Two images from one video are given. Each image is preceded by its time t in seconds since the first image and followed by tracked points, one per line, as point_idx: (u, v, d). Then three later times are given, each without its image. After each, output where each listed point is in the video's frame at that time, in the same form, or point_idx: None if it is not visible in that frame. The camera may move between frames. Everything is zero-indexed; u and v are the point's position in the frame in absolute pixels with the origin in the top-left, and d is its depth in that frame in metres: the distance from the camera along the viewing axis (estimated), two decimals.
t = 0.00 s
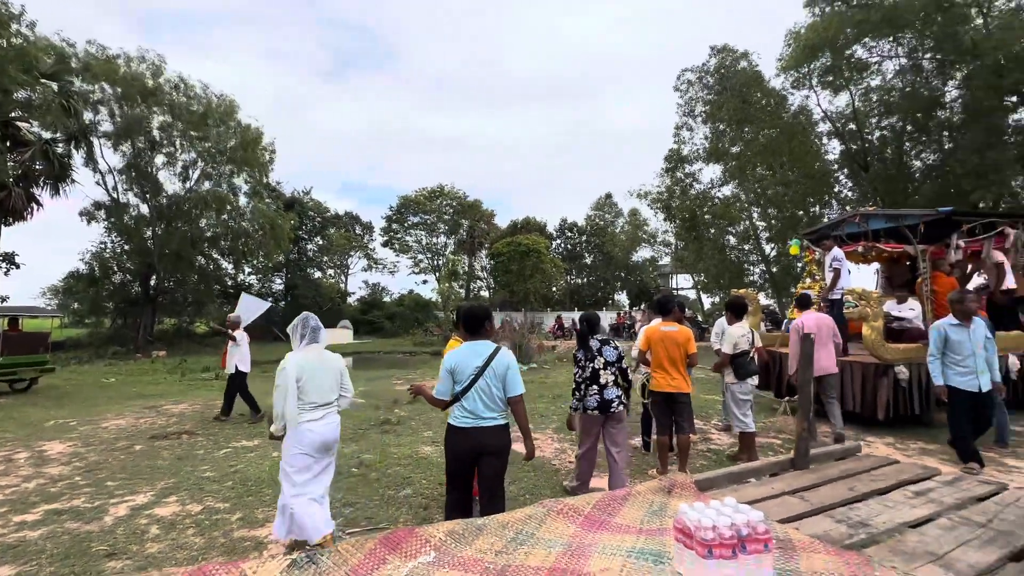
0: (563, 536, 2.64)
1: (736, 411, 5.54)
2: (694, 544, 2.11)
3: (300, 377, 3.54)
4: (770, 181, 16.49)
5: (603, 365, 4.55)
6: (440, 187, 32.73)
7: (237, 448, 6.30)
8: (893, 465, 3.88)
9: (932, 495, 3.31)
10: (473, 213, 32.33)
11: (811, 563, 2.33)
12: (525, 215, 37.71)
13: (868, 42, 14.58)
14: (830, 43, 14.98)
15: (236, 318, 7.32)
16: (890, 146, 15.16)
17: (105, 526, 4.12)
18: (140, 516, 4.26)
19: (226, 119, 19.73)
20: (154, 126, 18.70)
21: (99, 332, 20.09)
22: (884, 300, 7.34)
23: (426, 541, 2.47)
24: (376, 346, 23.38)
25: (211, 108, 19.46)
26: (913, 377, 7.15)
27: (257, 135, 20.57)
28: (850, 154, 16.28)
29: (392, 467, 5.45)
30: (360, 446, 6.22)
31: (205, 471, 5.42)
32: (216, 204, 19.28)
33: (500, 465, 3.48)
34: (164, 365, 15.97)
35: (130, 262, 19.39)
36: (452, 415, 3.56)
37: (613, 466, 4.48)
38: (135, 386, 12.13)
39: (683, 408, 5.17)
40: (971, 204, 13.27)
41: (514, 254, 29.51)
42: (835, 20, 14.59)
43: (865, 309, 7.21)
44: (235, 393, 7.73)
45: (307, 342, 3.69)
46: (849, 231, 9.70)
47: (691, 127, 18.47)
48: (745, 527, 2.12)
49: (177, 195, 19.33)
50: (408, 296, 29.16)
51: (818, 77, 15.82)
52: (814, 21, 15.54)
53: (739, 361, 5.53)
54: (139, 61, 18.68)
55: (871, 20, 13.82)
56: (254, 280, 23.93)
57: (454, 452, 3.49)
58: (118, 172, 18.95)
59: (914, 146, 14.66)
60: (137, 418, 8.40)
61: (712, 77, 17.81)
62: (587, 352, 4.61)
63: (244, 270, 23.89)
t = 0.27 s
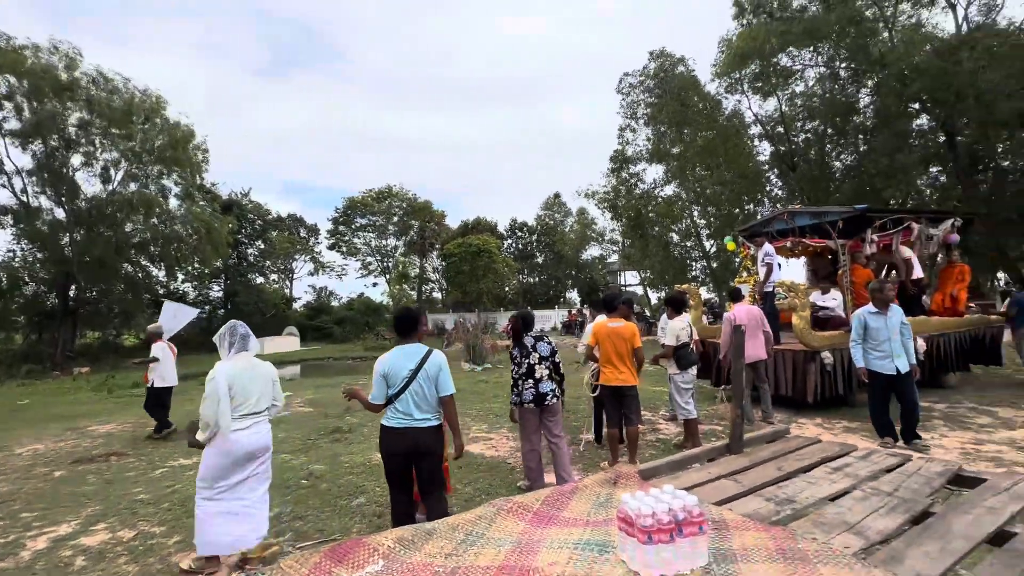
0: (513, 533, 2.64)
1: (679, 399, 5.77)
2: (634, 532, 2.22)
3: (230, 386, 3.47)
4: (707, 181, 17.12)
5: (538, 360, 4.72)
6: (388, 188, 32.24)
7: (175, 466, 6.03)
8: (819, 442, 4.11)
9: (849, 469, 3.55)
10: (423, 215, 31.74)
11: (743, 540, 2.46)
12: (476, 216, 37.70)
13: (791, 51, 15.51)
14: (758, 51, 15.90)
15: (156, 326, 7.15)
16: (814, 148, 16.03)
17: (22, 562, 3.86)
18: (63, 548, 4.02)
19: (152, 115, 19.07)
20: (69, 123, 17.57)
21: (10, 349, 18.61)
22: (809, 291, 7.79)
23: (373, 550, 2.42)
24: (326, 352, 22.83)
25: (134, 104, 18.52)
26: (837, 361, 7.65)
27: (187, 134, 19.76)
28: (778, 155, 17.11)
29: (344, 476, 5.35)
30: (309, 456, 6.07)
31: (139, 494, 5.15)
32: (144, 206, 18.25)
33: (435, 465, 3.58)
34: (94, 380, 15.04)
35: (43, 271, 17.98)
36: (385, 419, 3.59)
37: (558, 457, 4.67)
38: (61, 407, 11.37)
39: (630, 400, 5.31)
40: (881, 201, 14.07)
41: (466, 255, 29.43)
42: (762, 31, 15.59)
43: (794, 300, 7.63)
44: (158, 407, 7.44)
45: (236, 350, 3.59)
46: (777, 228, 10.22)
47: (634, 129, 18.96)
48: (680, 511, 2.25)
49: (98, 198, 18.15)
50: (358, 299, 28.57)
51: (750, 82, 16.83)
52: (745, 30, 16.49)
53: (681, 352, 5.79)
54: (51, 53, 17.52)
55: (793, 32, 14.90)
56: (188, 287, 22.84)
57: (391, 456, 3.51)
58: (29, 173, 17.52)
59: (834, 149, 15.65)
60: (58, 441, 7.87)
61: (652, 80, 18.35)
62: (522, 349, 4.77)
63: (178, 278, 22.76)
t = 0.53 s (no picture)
0: (475, 535, 2.64)
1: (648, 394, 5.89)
2: (593, 528, 2.27)
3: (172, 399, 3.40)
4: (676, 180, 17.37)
5: (502, 359, 4.80)
6: (359, 188, 31.84)
7: (138, 478, 5.86)
8: (776, 433, 4.24)
9: (802, 458, 3.66)
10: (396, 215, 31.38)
11: (698, 531, 2.50)
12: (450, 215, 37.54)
13: (754, 53, 15.89)
14: (723, 52, 16.16)
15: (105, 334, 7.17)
16: (778, 147, 16.45)
17: None
18: (17, 568, 3.87)
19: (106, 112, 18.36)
20: (19, 122, 16.86)
21: None
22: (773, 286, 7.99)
23: (333, 558, 2.44)
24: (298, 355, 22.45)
25: (90, 102, 17.87)
26: (800, 354, 7.88)
27: (146, 133, 19.19)
28: (744, 155, 17.42)
29: (316, 481, 5.28)
30: (280, 462, 5.97)
31: (100, 508, 5.00)
32: (101, 208, 17.61)
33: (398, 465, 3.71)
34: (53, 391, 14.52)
35: None
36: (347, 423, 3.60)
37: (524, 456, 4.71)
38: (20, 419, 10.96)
39: (602, 397, 5.39)
40: (841, 199, 14.49)
41: (440, 255, 29.28)
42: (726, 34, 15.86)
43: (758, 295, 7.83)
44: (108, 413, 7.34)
45: (181, 362, 3.48)
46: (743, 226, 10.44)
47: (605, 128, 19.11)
48: (636, 506, 2.28)
49: (52, 200, 17.45)
50: (330, 301, 28.17)
51: (716, 83, 16.97)
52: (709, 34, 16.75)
53: (649, 348, 5.93)
54: None
55: (755, 35, 15.32)
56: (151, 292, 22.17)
57: (356, 460, 3.54)
58: None
59: (797, 148, 16.14)
60: (12, 456, 7.57)
61: (622, 81, 18.53)
62: (486, 350, 4.83)
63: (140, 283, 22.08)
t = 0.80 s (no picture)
0: (442, 530, 2.62)
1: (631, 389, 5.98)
2: (551, 522, 2.21)
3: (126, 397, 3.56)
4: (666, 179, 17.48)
5: (483, 357, 4.95)
6: (350, 187, 31.70)
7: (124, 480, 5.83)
8: (746, 428, 4.27)
9: (768, 451, 3.72)
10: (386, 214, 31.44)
11: (659, 523, 2.50)
12: (440, 214, 37.50)
13: (741, 53, 16.02)
14: (711, 51, 16.23)
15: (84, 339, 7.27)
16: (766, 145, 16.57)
17: None
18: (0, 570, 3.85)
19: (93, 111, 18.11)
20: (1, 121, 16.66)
21: None
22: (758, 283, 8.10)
23: (296, 556, 2.39)
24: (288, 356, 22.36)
25: (75, 101, 17.68)
26: (785, 349, 7.98)
27: (132, 131, 19.00)
28: (733, 153, 17.55)
29: (303, 481, 5.28)
30: (267, 462, 5.97)
31: (85, 509, 4.97)
32: (86, 208, 17.46)
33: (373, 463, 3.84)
34: (40, 393, 14.38)
35: None
36: (327, 419, 3.70)
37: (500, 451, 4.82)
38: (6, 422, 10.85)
39: (587, 394, 5.45)
40: (827, 196, 14.68)
41: (431, 254, 29.25)
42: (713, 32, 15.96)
43: (743, 292, 7.92)
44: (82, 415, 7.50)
45: (136, 360, 3.65)
46: (729, 224, 10.54)
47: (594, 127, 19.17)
48: (594, 499, 2.23)
49: (36, 199, 17.23)
50: (321, 301, 28.05)
51: (703, 83, 16.89)
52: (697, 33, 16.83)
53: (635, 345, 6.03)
54: None
55: (742, 35, 15.42)
56: (139, 293, 21.98)
57: (339, 455, 3.65)
58: None
59: (785, 146, 16.25)
60: None
61: (610, 79, 18.56)
62: (466, 349, 4.97)
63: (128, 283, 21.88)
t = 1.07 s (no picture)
0: (412, 522, 2.67)
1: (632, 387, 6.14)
2: (514, 514, 2.26)
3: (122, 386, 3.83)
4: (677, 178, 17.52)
5: (486, 354, 5.05)
6: (361, 187, 31.90)
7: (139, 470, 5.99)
8: (729, 426, 4.28)
9: (747, 449, 3.75)
10: (397, 213, 31.60)
11: (625, 518, 2.55)
12: (451, 214, 37.63)
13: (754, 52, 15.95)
14: (723, 51, 16.12)
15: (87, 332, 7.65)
16: (780, 145, 16.38)
17: None
18: (21, 552, 3.99)
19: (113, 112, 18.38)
20: (24, 122, 17.03)
21: None
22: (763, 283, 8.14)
23: (267, 544, 2.45)
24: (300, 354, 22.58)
25: (96, 102, 17.99)
26: (791, 349, 7.97)
27: (150, 131, 19.30)
28: (746, 152, 17.60)
29: (312, 473, 5.40)
30: (277, 455, 6.10)
31: (101, 497, 5.12)
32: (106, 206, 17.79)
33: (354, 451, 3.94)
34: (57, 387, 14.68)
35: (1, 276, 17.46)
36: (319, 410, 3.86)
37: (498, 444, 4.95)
38: (27, 413, 11.12)
39: (589, 391, 5.53)
40: (841, 196, 14.63)
41: (441, 254, 29.40)
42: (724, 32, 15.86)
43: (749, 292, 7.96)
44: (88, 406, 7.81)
45: (135, 353, 3.96)
46: (737, 224, 10.55)
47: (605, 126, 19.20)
48: (558, 493, 2.27)
49: (57, 198, 17.58)
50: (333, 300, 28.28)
51: (716, 81, 16.86)
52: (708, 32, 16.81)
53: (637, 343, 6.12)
54: (8, 50, 16.96)
55: (754, 35, 15.44)
56: (155, 290, 22.32)
57: (333, 445, 3.83)
58: None
59: (799, 146, 16.25)
60: (17, 448, 7.70)
61: (621, 79, 18.53)
62: (470, 345, 5.08)
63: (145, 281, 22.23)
